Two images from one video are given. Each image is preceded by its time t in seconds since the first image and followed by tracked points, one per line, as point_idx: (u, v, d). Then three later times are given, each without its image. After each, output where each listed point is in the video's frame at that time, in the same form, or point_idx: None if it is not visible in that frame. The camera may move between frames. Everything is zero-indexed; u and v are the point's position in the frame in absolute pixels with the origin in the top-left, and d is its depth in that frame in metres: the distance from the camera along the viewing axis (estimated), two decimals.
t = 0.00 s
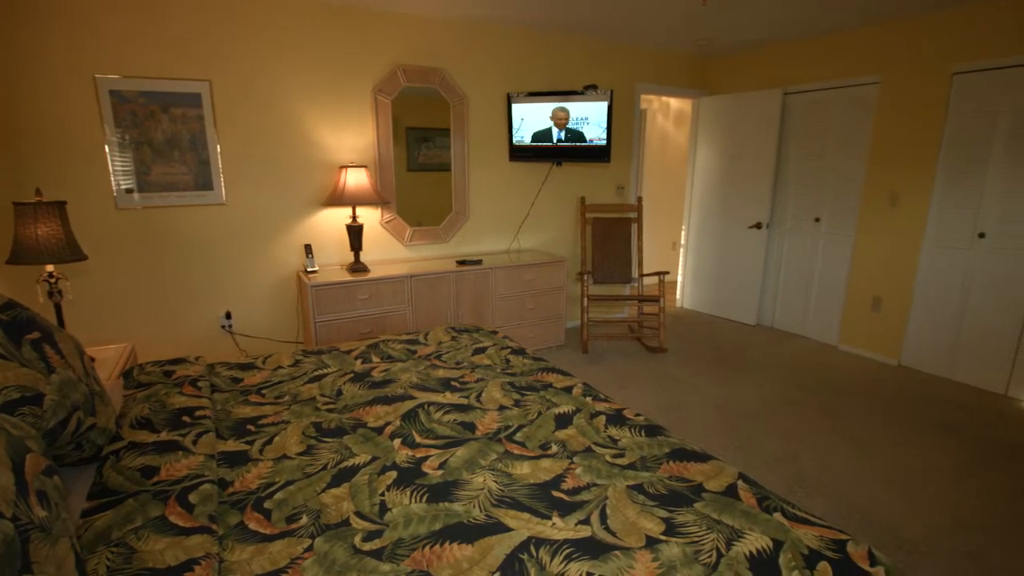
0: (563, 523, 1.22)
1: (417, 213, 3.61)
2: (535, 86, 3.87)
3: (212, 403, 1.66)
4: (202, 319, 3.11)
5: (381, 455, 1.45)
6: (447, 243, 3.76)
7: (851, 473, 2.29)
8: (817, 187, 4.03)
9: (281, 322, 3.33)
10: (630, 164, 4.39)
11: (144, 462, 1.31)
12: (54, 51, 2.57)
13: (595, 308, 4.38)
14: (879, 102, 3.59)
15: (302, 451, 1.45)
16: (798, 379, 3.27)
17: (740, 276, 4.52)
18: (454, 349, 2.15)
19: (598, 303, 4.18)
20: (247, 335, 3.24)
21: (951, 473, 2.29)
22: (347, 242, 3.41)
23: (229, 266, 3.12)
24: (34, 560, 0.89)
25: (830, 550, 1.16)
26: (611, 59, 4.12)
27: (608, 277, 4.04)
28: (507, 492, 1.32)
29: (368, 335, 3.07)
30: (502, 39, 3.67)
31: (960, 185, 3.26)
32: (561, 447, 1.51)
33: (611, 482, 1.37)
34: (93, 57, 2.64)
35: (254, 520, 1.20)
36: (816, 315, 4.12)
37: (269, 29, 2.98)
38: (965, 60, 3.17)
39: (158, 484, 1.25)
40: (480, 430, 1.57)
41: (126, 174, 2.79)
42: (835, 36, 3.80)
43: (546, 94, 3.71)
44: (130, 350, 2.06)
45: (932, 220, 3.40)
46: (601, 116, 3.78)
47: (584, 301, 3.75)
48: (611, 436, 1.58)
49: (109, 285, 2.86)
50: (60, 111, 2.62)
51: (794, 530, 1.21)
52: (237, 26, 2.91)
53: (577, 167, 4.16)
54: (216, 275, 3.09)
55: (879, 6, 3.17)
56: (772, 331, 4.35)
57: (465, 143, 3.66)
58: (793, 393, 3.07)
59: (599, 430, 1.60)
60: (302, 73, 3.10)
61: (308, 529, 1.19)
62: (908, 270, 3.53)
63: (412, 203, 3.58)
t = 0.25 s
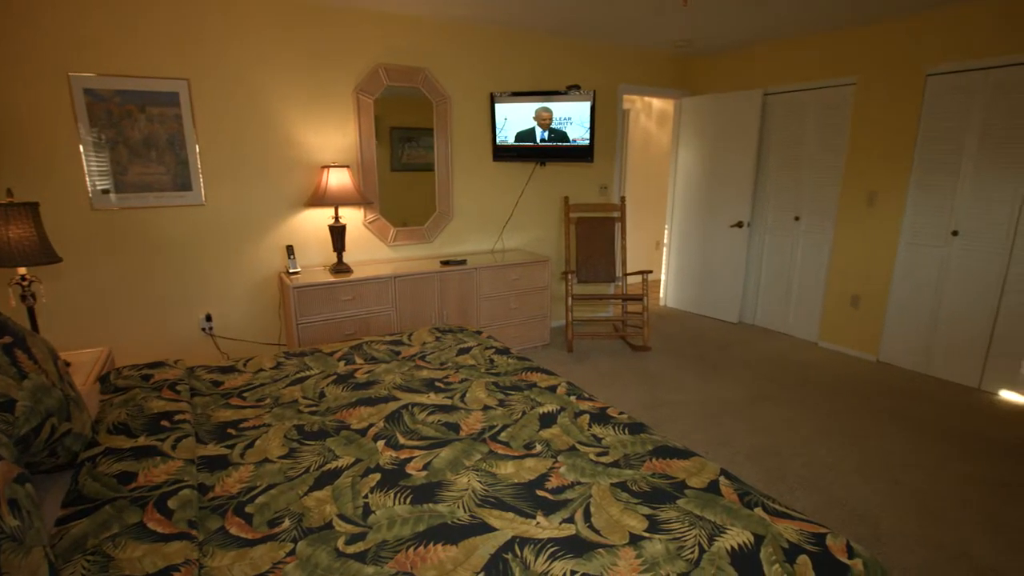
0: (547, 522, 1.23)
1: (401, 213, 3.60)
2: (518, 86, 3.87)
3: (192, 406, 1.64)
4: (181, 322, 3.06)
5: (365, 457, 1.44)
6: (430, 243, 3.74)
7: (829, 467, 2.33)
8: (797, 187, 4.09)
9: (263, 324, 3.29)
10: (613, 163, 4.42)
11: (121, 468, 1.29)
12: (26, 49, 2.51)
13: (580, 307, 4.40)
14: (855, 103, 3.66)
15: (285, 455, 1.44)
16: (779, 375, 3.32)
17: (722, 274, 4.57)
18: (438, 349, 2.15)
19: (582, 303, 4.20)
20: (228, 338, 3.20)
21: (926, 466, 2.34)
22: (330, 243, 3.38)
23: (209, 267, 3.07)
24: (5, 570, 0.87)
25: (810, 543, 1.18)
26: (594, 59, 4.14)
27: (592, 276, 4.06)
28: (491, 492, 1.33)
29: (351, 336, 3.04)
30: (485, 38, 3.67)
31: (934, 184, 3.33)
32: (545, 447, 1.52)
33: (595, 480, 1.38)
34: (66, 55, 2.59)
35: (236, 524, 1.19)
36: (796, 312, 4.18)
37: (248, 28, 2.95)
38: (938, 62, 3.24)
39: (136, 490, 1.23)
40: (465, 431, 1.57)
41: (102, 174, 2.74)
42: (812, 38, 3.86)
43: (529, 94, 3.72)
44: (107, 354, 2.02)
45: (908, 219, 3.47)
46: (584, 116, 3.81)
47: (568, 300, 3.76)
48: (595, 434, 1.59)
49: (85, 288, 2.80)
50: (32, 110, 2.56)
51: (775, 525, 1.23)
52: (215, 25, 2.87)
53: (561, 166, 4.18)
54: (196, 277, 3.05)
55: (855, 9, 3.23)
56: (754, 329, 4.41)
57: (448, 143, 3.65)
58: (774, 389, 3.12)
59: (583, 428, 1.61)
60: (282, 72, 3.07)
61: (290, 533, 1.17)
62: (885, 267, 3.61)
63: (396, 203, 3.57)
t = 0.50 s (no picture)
0: (531, 521, 1.23)
1: (384, 213, 3.58)
2: (501, 86, 3.87)
3: (171, 411, 1.61)
4: (161, 325, 3.01)
5: (348, 460, 1.43)
6: (415, 243, 3.73)
7: (809, 462, 2.37)
8: (777, 186, 4.15)
9: (244, 326, 3.25)
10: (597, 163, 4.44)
11: (97, 475, 1.27)
12: None
13: (565, 306, 4.42)
14: (833, 103, 3.72)
15: (266, 458, 1.43)
16: (760, 372, 3.37)
17: (705, 273, 4.62)
18: (422, 350, 2.14)
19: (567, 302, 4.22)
20: (208, 341, 3.16)
21: (902, 459, 2.39)
22: (312, 243, 3.35)
23: (189, 269, 3.03)
24: None
25: (790, 537, 1.20)
26: (577, 59, 4.15)
27: (576, 276, 4.08)
28: (475, 492, 1.33)
29: (335, 338, 3.02)
30: (468, 38, 3.66)
31: (909, 184, 3.40)
32: (529, 446, 1.52)
33: (579, 478, 1.39)
34: (38, 53, 2.53)
35: (216, 530, 1.17)
36: (777, 310, 4.24)
37: (227, 26, 2.91)
38: (913, 64, 3.31)
39: (113, 497, 1.21)
40: (449, 431, 1.57)
41: (77, 175, 2.68)
42: (791, 39, 3.92)
43: (512, 94, 3.72)
44: (83, 359, 1.98)
45: (885, 217, 3.54)
46: (567, 116, 3.84)
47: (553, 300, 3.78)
48: (579, 433, 1.60)
49: (60, 291, 2.74)
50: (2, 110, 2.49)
51: (756, 520, 1.25)
52: (192, 22, 2.82)
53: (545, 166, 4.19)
54: (175, 279, 3.00)
55: (833, 11, 3.28)
56: (736, 326, 4.47)
57: (431, 142, 3.64)
58: (755, 386, 3.16)
59: (567, 427, 1.62)
60: (262, 71, 3.04)
61: (272, 538, 1.16)
62: (863, 265, 3.68)
63: (379, 204, 3.55)
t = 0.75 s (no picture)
0: (517, 521, 1.24)
1: (369, 213, 3.55)
2: (486, 85, 3.87)
3: (152, 415, 1.59)
4: (141, 328, 2.96)
5: (332, 462, 1.42)
6: (400, 243, 3.71)
7: (790, 457, 2.40)
8: (760, 185, 4.20)
9: (227, 328, 3.21)
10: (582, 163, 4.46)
11: (74, 481, 1.25)
12: None
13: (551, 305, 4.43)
14: (813, 103, 3.78)
15: (249, 462, 1.41)
16: (743, 370, 3.41)
17: (690, 272, 4.66)
18: (407, 350, 2.13)
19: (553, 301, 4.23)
20: (190, 343, 3.11)
21: (881, 454, 2.44)
22: (296, 244, 3.32)
23: (170, 270, 2.98)
24: None
25: (772, 532, 1.22)
26: (561, 59, 4.17)
27: (562, 275, 4.10)
28: (461, 493, 1.33)
29: (319, 339, 3.00)
30: (452, 38, 3.66)
31: (888, 183, 3.46)
32: (514, 446, 1.52)
33: (565, 477, 1.40)
34: (12, 50, 2.47)
35: (198, 535, 1.16)
36: (761, 308, 4.30)
37: (207, 24, 2.87)
38: (889, 65, 3.37)
39: (92, 503, 1.19)
40: (434, 432, 1.57)
41: (53, 175, 2.63)
42: (772, 40, 3.97)
43: (497, 94, 3.72)
44: (60, 363, 1.95)
45: (864, 216, 3.60)
46: (552, 116, 3.85)
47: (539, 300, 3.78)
48: (565, 432, 1.60)
49: (36, 294, 2.68)
50: None
51: (739, 515, 1.26)
52: (172, 20, 2.78)
53: (530, 166, 4.19)
54: (156, 281, 2.96)
55: (813, 12, 3.33)
56: (720, 324, 4.51)
57: (416, 142, 3.62)
58: (738, 383, 3.20)
59: (552, 426, 1.63)
60: (244, 70, 3.00)
61: (255, 542, 1.15)
62: (844, 263, 3.73)
63: (364, 204, 3.52)
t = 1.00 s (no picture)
0: (503, 521, 1.24)
1: (354, 214, 3.53)
2: (471, 85, 3.87)
3: (132, 419, 1.57)
4: (121, 331, 2.92)
5: (317, 465, 1.41)
6: (385, 244, 3.69)
7: (773, 454, 2.43)
8: (743, 185, 4.25)
9: (210, 331, 3.17)
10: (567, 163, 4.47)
11: (52, 488, 1.22)
12: None
13: (538, 305, 4.44)
14: (795, 104, 3.83)
15: (233, 465, 1.40)
16: (727, 367, 3.45)
17: (675, 271, 4.70)
18: (393, 351, 2.13)
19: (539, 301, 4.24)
20: (172, 346, 3.07)
21: (862, 449, 2.49)
22: (279, 245, 3.29)
23: (150, 272, 2.94)
24: None
25: (756, 528, 1.23)
26: (546, 59, 4.18)
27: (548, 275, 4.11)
28: (447, 494, 1.33)
29: (304, 341, 2.97)
30: (437, 37, 3.64)
31: (868, 183, 3.52)
32: (501, 446, 1.53)
33: (551, 476, 1.40)
34: None
35: (179, 540, 1.14)
36: (745, 306, 4.34)
37: (187, 22, 2.83)
38: (878, 66, 3.38)
39: (70, 510, 1.17)
40: (420, 433, 1.57)
41: (29, 176, 2.57)
42: (754, 41, 4.01)
43: (482, 94, 3.72)
44: (37, 367, 1.91)
45: (845, 215, 3.66)
46: (537, 116, 3.85)
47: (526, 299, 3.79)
48: (551, 431, 1.61)
49: (12, 297, 2.63)
50: None
51: (723, 511, 1.28)
52: (152, 17, 2.74)
53: (516, 166, 4.20)
54: (136, 283, 2.91)
55: (794, 14, 3.37)
56: (706, 323, 4.56)
57: (401, 142, 3.61)
58: (722, 381, 3.23)
59: (539, 426, 1.63)
60: (225, 69, 2.97)
61: (239, 546, 1.14)
62: (826, 261, 3.79)
63: (349, 204, 3.50)
